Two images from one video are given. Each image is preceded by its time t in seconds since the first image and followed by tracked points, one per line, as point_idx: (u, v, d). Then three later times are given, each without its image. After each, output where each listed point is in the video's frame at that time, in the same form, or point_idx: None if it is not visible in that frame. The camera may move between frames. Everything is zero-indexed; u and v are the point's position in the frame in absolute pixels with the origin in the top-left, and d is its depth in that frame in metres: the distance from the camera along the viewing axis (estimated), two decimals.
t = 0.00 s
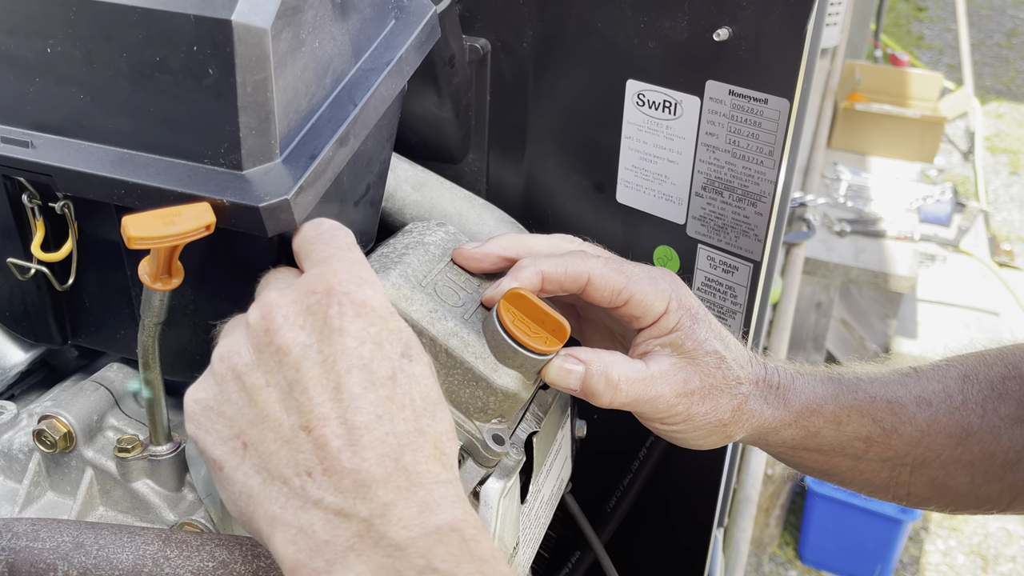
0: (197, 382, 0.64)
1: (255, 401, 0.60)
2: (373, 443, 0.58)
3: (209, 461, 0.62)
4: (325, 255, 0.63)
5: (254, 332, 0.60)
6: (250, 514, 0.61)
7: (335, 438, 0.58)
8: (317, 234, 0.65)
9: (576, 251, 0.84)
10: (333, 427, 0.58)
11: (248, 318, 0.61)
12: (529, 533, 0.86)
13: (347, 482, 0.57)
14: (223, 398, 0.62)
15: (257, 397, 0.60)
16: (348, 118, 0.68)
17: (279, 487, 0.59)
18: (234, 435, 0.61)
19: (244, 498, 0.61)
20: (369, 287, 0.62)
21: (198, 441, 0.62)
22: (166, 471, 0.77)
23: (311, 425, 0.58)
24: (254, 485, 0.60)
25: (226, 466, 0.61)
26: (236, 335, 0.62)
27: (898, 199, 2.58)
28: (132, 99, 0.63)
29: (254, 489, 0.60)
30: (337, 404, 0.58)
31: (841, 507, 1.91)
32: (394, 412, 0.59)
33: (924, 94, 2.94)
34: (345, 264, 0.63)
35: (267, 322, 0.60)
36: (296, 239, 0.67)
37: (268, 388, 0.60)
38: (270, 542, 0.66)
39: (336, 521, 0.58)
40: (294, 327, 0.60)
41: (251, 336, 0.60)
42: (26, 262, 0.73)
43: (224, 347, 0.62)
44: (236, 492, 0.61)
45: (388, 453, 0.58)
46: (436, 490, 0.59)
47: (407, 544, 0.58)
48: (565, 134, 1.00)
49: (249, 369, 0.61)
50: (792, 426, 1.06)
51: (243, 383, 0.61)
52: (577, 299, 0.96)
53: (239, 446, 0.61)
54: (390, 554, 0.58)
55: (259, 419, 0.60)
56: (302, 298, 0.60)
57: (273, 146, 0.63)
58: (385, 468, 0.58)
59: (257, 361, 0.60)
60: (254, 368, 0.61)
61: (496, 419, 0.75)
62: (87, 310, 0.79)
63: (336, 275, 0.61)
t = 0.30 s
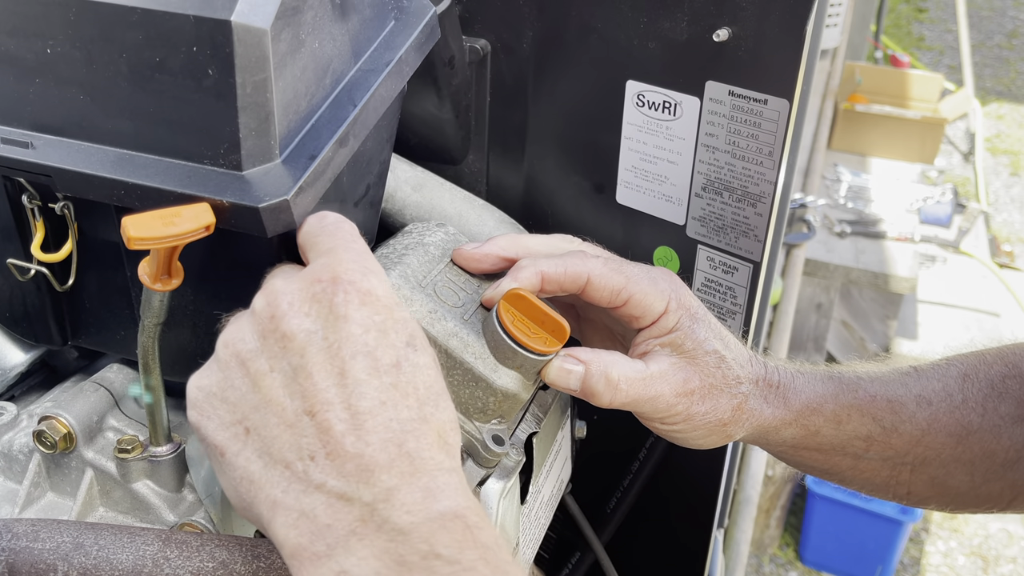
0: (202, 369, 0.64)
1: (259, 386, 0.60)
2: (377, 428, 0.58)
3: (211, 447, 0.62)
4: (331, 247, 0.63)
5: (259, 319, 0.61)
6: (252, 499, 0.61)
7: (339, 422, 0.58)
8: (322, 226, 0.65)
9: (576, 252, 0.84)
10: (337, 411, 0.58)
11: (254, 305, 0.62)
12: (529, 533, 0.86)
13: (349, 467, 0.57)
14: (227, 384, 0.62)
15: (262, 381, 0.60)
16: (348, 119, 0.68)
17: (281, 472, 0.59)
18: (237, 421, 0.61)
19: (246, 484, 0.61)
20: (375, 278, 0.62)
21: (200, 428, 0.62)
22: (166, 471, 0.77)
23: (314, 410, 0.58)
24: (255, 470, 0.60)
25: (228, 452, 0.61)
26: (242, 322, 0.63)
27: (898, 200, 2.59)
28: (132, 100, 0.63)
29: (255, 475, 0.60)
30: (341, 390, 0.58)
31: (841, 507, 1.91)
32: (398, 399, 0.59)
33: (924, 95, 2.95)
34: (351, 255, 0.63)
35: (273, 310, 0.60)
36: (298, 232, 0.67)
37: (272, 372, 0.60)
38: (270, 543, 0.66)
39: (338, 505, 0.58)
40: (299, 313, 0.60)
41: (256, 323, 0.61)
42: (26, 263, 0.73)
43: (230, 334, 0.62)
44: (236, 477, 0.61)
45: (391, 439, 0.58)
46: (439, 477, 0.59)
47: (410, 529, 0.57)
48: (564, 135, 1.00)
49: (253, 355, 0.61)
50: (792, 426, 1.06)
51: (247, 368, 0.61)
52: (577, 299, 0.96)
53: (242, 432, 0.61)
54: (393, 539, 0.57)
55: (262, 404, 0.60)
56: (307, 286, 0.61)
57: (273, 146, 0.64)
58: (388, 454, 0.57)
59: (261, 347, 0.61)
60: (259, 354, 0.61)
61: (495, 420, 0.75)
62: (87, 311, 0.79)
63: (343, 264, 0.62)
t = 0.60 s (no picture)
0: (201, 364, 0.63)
1: (263, 384, 0.60)
2: (383, 429, 0.58)
3: (211, 444, 0.62)
4: (330, 245, 0.62)
5: (263, 317, 0.61)
6: (254, 498, 0.61)
7: (346, 422, 0.58)
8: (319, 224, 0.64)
9: (575, 251, 0.84)
10: (343, 411, 0.58)
11: (257, 302, 0.61)
12: (529, 533, 0.86)
13: (355, 466, 0.57)
14: (230, 381, 0.62)
15: (265, 380, 0.60)
16: (348, 118, 0.68)
17: (285, 471, 0.59)
18: (238, 419, 0.61)
19: (247, 482, 0.61)
20: (379, 276, 0.62)
21: (200, 425, 0.62)
22: (166, 471, 0.77)
23: (320, 409, 0.58)
24: (258, 470, 0.60)
25: (229, 450, 0.61)
26: (244, 319, 0.62)
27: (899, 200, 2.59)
28: (132, 99, 0.63)
29: (257, 473, 0.60)
30: (348, 390, 0.58)
31: (841, 508, 1.91)
32: (404, 399, 0.59)
33: (925, 96, 2.94)
34: (353, 252, 0.62)
35: (277, 307, 0.60)
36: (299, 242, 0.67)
37: (276, 371, 0.60)
38: (270, 542, 0.66)
39: (344, 505, 0.58)
40: (303, 311, 0.60)
41: (260, 321, 0.61)
42: (26, 263, 0.73)
43: (231, 331, 0.62)
44: (239, 475, 0.61)
45: (397, 439, 0.58)
46: (445, 478, 0.59)
47: (416, 530, 0.57)
48: (564, 134, 1.00)
49: (256, 353, 0.61)
50: (792, 424, 1.06)
51: (250, 366, 0.61)
52: (577, 299, 0.96)
53: (244, 430, 0.61)
54: (399, 540, 0.57)
55: (249, 409, 0.60)
56: (311, 285, 0.60)
57: (273, 146, 0.63)
58: (394, 454, 0.58)
59: (264, 345, 0.61)
60: (263, 352, 0.61)
61: (495, 419, 0.75)
62: (87, 311, 0.79)
63: (347, 262, 0.61)
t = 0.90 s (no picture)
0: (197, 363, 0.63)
1: (261, 384, 0.59)
2: (380, 431, 0.58)
3: (206, 444, 0.62)
4: (330, 246, 0.62)
5: (261, 316, 0.60)
6: (250, 498, 0.60)
7: (344, 423, 0.58)
8: (318, 225, 0.64)
9: (576, 250, 0.84)
10: (342, 413, 0.58)
11: (255, 301, 0.60)
12: (530, 533, 0.86)
13: (354, 468, 0.57)
14: (226, 381, 0.61)
15: (263, 380, 0.59)
16: (348, 117, 0.68)
17: (282, 472, 0.59)
18: (236, 418, 0.61)
19: (243, 483, 0.60)
20: (379, 277, 0.62)
21: (196, 424, 0.62)
22: (166, 471, 0.77)
23: (318, 410, 0.58)
24: (255, 469, 0.60)
25: (225, 450, 0.61)
26: (241, 318, 0.61)
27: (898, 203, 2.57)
28: (132, 99, 0.63)
29: (254, 473, 0.60)
30: (347, 391, 0.58)
31: (841, 509, 1.90)
32: (402, 402, 0.59)
33: (925, 97, 2.95)
34: (354, 253, 0.62)
35: (275, 307, 0.59)
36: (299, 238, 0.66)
37: (274, 371, 0.59)
38: (270, 541, 0.66)
39: (342, 507, 0.58)
40: (303, 311, 0.59)
41: (258, 320, 0.60)
42: (26, 262, 0.73)
43: (229, 330, 0.61)
44: (234, 475, 0.61)
45: (395, 441, 0.58)
46: (443, 480, 0.60)
47: (413, 532, 0.58)
48: (565, 134, 1.00)
49: (253, 352, 0.60)
50: (792, 424, 1.05)
51: (248, 365, 0.60)
52: (577, 299, 0.96)
53: (240, 430, 0.60)
54: (396, 541, 0.58)
55: (249, 409, 0.60)
56: (311, 284, 0.60)
57: (273, 145, 0.63)
58: (392, 456, 0.58)
59: (262, 344, 0.60)
60: (260, 351, 0.60)
61: (496, 419, 0.75)
62: (87, 310, 0.79)
63: (346, 262, 0.61)
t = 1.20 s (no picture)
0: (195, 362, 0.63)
1: (257, 382, 0.60)
2: (378, 427, 0.58)
3: (205, 443, 0.62)
4: (330, 246, 0.63)
5: (259, 315, 0.60)
6: (248, 497, 0.60)
7: (341, 420, 0.58)
8: (322, 228, 0.65)
9: (576, 251, 0.84)
10: (340, 410, 0.58)
11: (253, 301, 0.61)
12: (530, 534, 0.86)
13: (351, 466, 0.57)
14: (224, 380, 0.61)
15: (261, 378, 0.59)
16: (348, 118, 0.68)
17: (281, 470, 0.59)
18: (233, 417, 0.61)
19: (242, 481, 0.61)
20: (376, 276, 0.62)
21: (193, 423, 0.62)
22: (166, 471, 0.77)
23: (316, 407, 0.58)
24: (252, 467, 0.60)
25: (223, 448, 0.61)
26: (239, 317, 0.62)
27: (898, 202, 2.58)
28: (133, 99, 0.63)
29: (251, 472, 0.60)
30: (344, 389, 0.58)
31: (841, 509, 1.90)
32: (399, 399, 0.59)
33: (925, 97, 2.95)
34: (352, 253, 0.63)
35: (274, 305, 0.60)
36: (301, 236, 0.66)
37: (271, 369, 0.60)
38: (270, 542, 0.66)
39: (339, 504, 0.58)
40: (301, 310, 0.60)
41: (257, 319, 0.60)
42: (27, 262, 0.73)
43: (226, 329, 0.62)
44: (232, 474, 0.61)
45: (393, 439, 0.58)
46: (441, 477, 0.59)
47: (411, 530, 0.58)
48: (565, 134, 1.00)
49: (251, 351, 0.60)
50: (792, 425, 1.05)
51: (245, 364, 0.60)
52: (577, 299, 0.96)
53: (238, 428, 0.61)
54: (394, 539, 0.57)
55: (250, 409, 0.60)
56: (308, 283, 0.60)
57: (273, 145, 0.63)
58: (391, 454, 0.58)
59: (260, 343, 0.60)
60: (257, 350, 0.60)
61: (496, 419, 0.75)
62: (87, 310, 0.79)
63: (344, 262, 0.61)
